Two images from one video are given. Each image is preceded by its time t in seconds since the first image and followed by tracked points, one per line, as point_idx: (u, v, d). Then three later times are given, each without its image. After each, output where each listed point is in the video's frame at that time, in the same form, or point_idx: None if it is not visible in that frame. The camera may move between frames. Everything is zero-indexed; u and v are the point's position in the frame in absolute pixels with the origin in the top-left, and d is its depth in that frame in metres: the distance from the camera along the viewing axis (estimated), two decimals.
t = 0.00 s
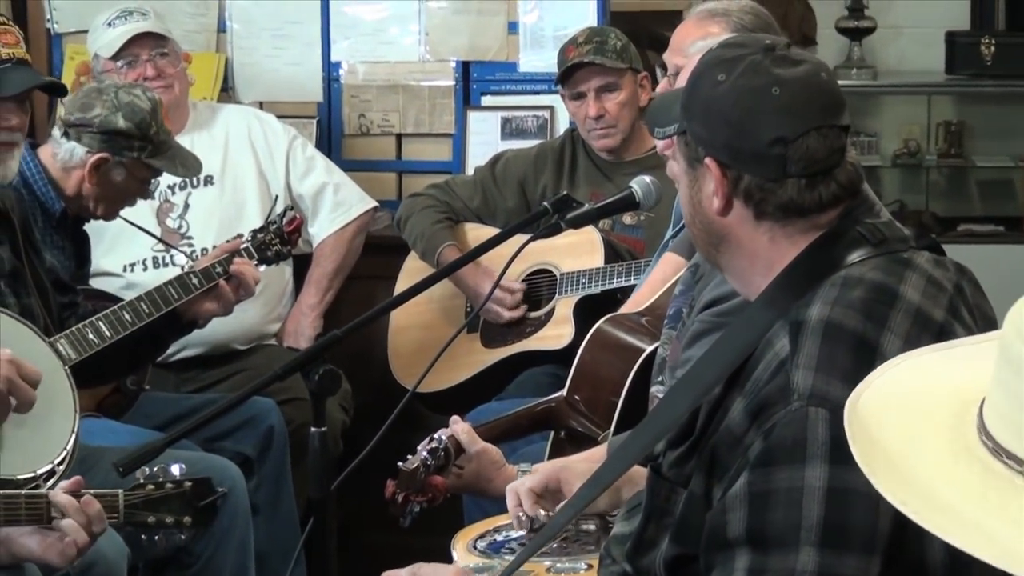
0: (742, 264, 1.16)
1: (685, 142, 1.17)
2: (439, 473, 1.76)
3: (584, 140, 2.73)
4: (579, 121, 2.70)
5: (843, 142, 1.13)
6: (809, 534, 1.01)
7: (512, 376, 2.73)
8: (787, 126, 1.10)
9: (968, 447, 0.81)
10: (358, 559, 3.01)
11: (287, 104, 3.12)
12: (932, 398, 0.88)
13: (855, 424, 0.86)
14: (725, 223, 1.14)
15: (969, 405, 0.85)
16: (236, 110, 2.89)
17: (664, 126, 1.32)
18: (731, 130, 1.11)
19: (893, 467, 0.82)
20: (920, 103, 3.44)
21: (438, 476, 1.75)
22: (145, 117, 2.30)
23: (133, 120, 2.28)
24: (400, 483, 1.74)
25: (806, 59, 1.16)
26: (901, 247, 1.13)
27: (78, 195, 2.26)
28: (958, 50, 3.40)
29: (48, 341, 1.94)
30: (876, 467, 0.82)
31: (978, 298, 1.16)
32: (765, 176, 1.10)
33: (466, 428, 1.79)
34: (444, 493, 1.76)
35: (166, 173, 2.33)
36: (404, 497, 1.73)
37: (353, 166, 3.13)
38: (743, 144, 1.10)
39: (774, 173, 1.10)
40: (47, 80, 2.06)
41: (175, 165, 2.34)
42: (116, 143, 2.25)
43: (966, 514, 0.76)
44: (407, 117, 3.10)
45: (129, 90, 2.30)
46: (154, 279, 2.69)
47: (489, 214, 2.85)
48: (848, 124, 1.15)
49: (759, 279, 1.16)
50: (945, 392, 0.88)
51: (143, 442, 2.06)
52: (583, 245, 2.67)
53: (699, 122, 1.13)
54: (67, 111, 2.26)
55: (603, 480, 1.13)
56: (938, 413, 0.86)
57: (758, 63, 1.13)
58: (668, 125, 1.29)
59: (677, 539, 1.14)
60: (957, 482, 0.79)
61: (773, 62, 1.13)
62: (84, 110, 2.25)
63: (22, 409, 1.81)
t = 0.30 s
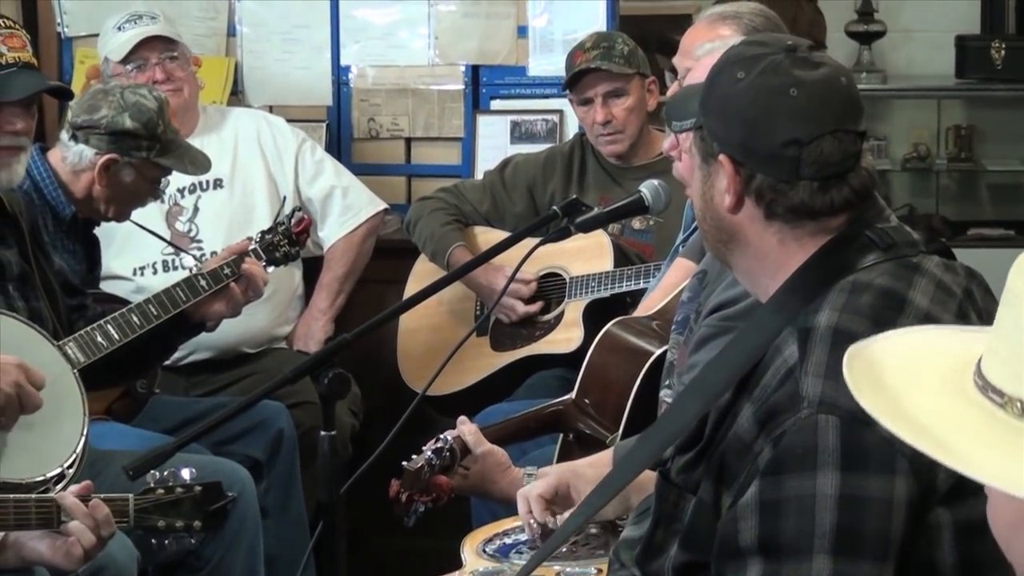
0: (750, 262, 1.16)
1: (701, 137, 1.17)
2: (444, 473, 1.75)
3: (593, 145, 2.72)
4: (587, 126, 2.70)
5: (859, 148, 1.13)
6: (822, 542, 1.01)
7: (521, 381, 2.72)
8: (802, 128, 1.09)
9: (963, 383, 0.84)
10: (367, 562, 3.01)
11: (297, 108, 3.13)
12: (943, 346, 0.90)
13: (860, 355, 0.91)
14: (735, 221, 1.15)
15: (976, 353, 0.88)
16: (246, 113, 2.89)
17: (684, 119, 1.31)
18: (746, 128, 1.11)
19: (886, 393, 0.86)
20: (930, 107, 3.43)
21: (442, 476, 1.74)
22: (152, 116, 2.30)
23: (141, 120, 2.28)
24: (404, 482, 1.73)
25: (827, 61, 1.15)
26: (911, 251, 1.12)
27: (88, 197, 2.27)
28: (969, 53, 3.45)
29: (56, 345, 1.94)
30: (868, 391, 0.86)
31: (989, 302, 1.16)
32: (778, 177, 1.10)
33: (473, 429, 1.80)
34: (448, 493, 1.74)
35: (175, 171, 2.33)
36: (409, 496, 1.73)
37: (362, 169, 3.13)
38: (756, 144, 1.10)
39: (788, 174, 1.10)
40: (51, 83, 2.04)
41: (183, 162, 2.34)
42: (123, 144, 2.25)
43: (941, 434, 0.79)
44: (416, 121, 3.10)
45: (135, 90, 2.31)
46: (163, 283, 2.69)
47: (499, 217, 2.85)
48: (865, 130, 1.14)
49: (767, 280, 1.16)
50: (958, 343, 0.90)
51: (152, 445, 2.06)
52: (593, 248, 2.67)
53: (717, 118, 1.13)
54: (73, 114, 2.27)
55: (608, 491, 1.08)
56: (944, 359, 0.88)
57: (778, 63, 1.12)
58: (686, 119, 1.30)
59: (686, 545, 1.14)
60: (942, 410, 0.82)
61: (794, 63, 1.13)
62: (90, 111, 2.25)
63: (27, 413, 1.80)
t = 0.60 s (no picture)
0: (762, 270, 1.16)
1: (709, 147, 1.17)
2: (453, 480, 1.76)
3: (602, 149, 2.72)
4: (596, 130, 2.70)
5: (867, 152, 1.13)
6: (836, 547, 1.00)
7: (531, 385, 2.72)
8: (810, 133, 1.09)
9: (950, 340, 0.86)
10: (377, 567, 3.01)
11: (306, 112, 3.13)
12: (931, 309, 0.93)
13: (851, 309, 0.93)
14: (746, 229, 1.14)
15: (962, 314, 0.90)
16: (256, 119, 2.90)
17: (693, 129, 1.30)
18: (753, 136, 1.10)
19: (878, 346, 0.88)
20: (940, 112, 3.43)
21: (451, 482, 1.76)
22: (154, 114, 2.31)
23: (142, 118, 2.29)
24: (412, 490, 1.75)
25: (831, 67, 1.15)
26: (924, 256, 1.12)
27: (95, 198, 2.28)
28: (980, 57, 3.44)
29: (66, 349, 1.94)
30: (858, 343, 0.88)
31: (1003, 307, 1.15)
32: (787, 183, 1.10)
33: (482, 435, 1.80)
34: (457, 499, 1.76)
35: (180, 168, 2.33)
36: (417, 503, 1.75)
37: (371, 174, 3.14)
38: (763, 151, 1.10)
39: (796, 180, 1.10)
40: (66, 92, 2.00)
41: (187, 159, 2.33)
42: (126, 143, 2.26)
43: (929, 385, 0.81)
44: (426, 126, 3.11)
45: (136, 89, 2.32)
46: (173, 287, 2.69)
47: (508, 221, 2.85)
48: (872, 133, 1.14)
49: (779, 287, 1.15)
50: (948, 306, 0.92)
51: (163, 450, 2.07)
52: (603, 253, 2.66)
53: (724, 126, 1.13)
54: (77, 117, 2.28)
55: (621, 494, 1.10)
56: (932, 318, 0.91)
57: (783, 70, 1.12)
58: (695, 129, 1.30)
59: (698, 551, 1.13)
60: (930, 365, 0.84)
61: (799, 69, 1.13)
62: (92, 112, 2.27)
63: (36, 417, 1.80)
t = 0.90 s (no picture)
0: (774, 272, 1.15)
1: (724, 147, 1.16)
2: (462, 485, 1.75)
3: (613, 155, 2.72)
4: (607, 136, 2.70)
5: (881, 159, 1.12)
6: (848, 553, 1.00)
7: (542, 390, 2.72)
8: (824, 137, 1.09)
9: (930, 344, 0.86)
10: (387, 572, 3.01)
11: (317, 117, 3.13)
12: (911, 316, 0.93)
13: (833, 314, 0.93)
14: (758, 230, 1.14)
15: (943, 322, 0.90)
16: (272, 125, 2.90)
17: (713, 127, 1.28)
18: (767, 137, 1.10)
19: (860, 349, 0.88)
20: (952, 117, 3.42)
21: (460, 488, 1.75)
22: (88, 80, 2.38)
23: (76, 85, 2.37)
24: (421, 495, 1.74)
25: (851, 72, 1.15)
26: (937, 262, 1.11)
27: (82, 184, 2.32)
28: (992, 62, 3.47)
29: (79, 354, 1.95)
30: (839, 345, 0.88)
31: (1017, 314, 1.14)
32: (799, 186, 1.10)
33: (490, 441, 1.79)
34: (466, 505, 1.75)
35: (123, 117, 2.31)
36: (425, 509, 1.74)
37: (383, 179, 3.14)
38: (777, 153, 1.10)
39: (809, 183, 1.09)
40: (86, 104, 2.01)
41: (125, 111, 2.32)
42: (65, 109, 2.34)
43: (909, 385, 0.81)
44: (437, 131, 3.11)
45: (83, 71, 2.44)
46: (187, 293, 2.70)
47: (519, 227, 2.85)
48: (887, 141, 1.13)
49: (790, 291, 1.15)
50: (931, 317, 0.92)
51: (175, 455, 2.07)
52: (613, 259, 2.66)
53: (741, 126, 1.13)
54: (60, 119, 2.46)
55: (632, 501, 1.13)
56: (913, 325, 0.91)
57: (801, 74, 1.12)
58: (712, 129, 1.30)
59: (708, 556, 1.13)
60: (912, 368, 0.83)
61: (817, 72, 1.13)
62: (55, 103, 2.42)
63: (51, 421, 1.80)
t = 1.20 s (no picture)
0: (788, 272, 1.15)
1: (741, 148, 1.15)
2: (473, 492, 1.75)
3: (625, 161, 2.72)
4: (618, 141, 2.70)
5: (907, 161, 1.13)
6: (861, 557, 0.99)
7: (554, 395, 2.72)
8: (857, 139, 1.09)
9: (958, 377, 0.85)
10: None
11: (329, 122, 3.13)
12: (938, 350, 0.92)
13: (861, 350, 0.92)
14: (780, 233, 1.13)
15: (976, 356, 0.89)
16: (285, 130, 2.91)
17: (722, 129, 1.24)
18: (798, 139, 1.09)
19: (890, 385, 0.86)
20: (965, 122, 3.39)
21: (471, 495, 1.74)
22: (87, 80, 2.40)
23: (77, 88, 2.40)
24: (432, 502, 1.73)
25: (873, 74, 1.14)
26: (950, 266, 1.10)
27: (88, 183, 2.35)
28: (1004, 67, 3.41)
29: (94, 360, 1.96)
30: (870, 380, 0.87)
31: None
32: (830, 188, 1.09)
33: (500, 447, 1.79)
34: (477, 512, 1.74)
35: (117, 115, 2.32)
36: (436, 517, 1.73)
37: (395, 184, 3.14)
38: (808, 155, 1.09)
39: (841, 185, 1.09)
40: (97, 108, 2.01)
41: (118, 109, 2.32)
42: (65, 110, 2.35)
43: (937, 417, 0.80)
44: (449, 136, 3.11)
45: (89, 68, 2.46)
46: (198, 297, 2.70)
47: (531, 232, 2.85)
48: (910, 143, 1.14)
49: (804, 296, 1.15)
50: (958, 352, 0.91)
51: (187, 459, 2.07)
52: (625, 264, 2.66)
53: (765, 129, 1.12)
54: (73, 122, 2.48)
55: (642, 506, 1.11)
56: (940, 358, 0.90)
57: (829, 75, 1.11)
58: (722, 131, 1.27)
59: (721, 561, 1.12)
60: (941, 399, 0.82)
61: (843, 75, 1.12)
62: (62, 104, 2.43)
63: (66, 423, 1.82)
